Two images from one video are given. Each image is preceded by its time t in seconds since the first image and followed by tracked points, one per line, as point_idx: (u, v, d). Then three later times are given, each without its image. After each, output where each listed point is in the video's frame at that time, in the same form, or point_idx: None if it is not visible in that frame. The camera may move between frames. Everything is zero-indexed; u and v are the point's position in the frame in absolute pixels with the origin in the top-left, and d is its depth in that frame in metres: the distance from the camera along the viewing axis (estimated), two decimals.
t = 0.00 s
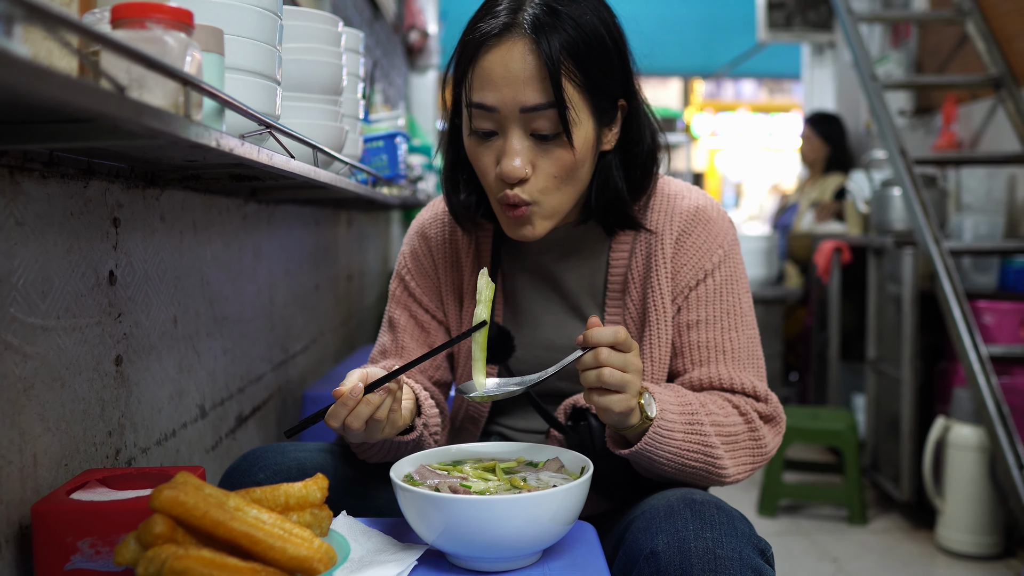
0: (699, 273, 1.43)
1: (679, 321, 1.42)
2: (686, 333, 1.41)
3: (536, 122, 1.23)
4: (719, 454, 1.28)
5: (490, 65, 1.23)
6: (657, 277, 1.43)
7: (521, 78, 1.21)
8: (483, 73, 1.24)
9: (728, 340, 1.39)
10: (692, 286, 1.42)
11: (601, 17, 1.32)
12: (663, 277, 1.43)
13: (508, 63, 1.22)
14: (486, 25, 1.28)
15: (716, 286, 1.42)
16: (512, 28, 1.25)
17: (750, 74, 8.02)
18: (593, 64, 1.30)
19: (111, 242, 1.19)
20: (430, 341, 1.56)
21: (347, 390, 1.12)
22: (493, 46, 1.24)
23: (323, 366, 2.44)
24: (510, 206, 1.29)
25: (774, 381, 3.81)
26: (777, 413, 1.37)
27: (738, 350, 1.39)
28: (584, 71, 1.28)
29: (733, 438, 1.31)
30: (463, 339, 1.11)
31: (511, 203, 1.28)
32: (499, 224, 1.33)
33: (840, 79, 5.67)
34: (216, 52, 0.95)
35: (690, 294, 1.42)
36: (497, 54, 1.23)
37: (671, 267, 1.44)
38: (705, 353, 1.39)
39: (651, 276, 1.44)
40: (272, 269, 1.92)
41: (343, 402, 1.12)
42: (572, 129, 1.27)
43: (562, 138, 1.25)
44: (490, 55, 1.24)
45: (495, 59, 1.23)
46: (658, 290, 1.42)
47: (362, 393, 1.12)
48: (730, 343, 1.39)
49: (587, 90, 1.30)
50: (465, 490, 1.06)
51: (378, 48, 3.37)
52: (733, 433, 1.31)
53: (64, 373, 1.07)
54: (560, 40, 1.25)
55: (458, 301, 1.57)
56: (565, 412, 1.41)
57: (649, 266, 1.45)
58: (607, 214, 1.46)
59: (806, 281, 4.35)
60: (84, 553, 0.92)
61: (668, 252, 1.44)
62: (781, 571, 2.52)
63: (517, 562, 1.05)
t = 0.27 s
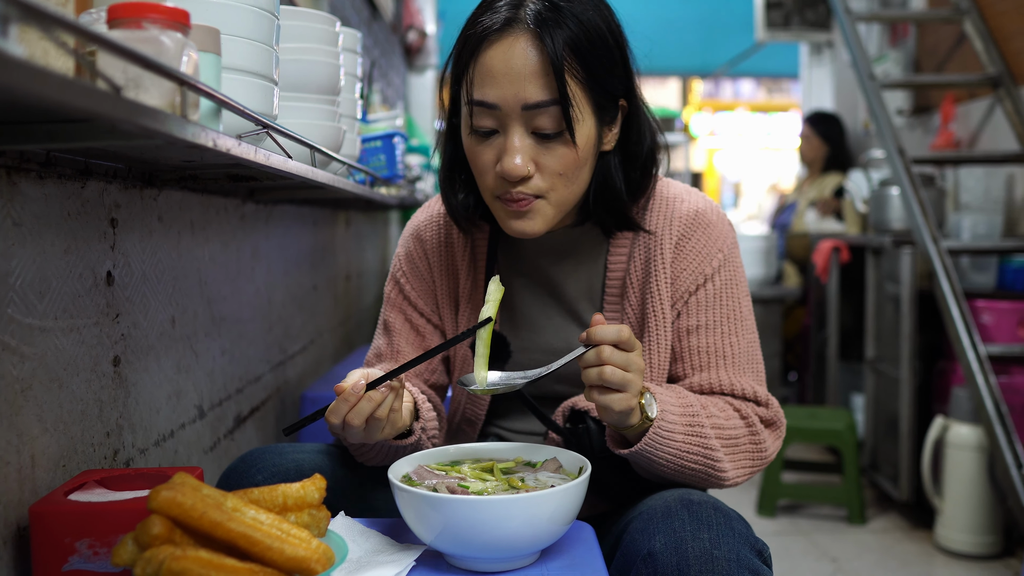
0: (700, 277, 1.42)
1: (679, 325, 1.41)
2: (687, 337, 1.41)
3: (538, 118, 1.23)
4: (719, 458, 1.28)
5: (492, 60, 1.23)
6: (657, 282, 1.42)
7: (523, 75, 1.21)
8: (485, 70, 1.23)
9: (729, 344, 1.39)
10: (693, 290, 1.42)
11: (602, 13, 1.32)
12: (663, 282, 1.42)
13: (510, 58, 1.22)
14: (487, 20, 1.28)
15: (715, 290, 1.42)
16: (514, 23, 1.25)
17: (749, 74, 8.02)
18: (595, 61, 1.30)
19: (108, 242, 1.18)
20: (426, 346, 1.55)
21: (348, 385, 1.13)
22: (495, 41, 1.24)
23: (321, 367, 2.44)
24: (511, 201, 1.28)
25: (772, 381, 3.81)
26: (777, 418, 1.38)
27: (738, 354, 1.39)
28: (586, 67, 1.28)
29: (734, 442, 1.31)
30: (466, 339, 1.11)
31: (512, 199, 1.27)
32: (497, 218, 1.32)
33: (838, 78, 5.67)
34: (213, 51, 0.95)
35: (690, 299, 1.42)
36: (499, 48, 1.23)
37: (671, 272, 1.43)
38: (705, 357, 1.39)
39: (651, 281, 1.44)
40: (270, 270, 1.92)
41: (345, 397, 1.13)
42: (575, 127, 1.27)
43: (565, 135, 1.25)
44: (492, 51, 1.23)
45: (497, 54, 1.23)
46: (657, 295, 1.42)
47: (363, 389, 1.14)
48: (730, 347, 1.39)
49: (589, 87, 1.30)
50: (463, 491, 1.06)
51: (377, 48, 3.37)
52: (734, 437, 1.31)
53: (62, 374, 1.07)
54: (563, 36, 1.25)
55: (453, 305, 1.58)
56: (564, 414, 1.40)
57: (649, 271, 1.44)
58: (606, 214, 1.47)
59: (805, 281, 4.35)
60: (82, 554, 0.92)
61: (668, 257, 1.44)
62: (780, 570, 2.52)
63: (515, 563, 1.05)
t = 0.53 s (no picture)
0: (701, 282, 1.42)
1: (681, 331, 1.42)
2: (688, 343, 1.41)
3: (536, 126, 1.23)
4: (720, 464, 1.28)
5: (489, 69, 1.23)
6: (659, 288, 1.43)
7: (520, 83, 1.21)
8: (482, 78, 1.23)
9: (730, 350, 1.39)
10: (694, 296, 1.42)
11: (600, 18, 1.33)
12: (665, 288, 1.42)
13: (507, 65, 1.22)
14: (484, 27, 1.28)
15: (717, 296, 1.42)
16: (511, 30, 1.25)
17: (748, 76, 8.03)
18: (593, 67, 1.30)
19: (107, 245, 1.19)
20: (422, 352, 1.55)
21: (349, 389, 1.14)
22: (493, 48, 1.24)
23: (321, 369, 2.44)
24: (510, 209, 1.28)
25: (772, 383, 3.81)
26: (780, 423, 1.38)
27: (740, 360, 1.39)
28: (585, 74, 1.28)
29: (735, 447, 1.32)
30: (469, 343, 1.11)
31: (511, 207, 1.28)
32: (496, 225, 1.32)
33: (837, 80, 5.67)
34: (211, 55, 0.95)
35: (692, 305, 1.42)
36: (495, 58, 1.23)
37: (672, 277, 1.43)
38: (707, 363, 1.39)
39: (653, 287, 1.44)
40: (269, 272, 1.92)
41: (344, 400, 1.14)
42: (574, 134, 1.27)
43: (564, 142, 1.25)
44: (490, 58, 1.24)
45: (495, 61, 1.23)
46: (659, 300, 1.42)
47: (364, 392, 1.14)
48: (732, 353, 1.39)
49: (587, 94, 1.30)
50: (461, 493, 1.06)
51: (377, 51, 3.38)
52: (736, 442, 1.31)
53: (61, 376, 1.07)
54: (561, 42, 1.25)
55: (450, 310, 1.57)
56: (563, 418, 1.39)
57: (651, 276, 1.45)
58: (605, 221, 1.47)
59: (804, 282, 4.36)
60: (81, 557, 0.92)
61: (669, 263, 1.44)
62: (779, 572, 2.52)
63: (514, 564, 1.05)
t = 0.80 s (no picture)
0: (700, 287, 1.42)
1: (679, 335, 1.41)
2: (687, 347, 1.41)
3: (535, 122, 1.23)
4: (719, 469, 1.28)
5: (487, 65, 1.23)
6: (657, 292, 1.42)
7: (520, 77, 1.22)
8: (481, 74, 1.24)
9: (729, 354, 1.39)
10: (693, 300, 1.42)
11: (599, 21, 1.33)
12: (664, 292, 1.42)
13: (506, 62, 1.22)
14: (483, 26, 1.29)
15: (716, 300, 1.42)
16: (510, 29, 1.26)
17: (747, 80, 8.04)
18: (592, 67, 1.30)
19: (106, 250, 1.19)
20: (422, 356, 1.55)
21: (351, 380, 1.13)
22: (491, 46, 1.25)
23: (320, 373, 2.45)
24: (505, 208, 1.28)
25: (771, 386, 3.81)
26: (778, 427, 1.38)
27: (738, 364, 1.39)
28: (584, 73, 1.29)
29: (734, 453, 1.32)
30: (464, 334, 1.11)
31: (507, 205, 1.27)
32: (492, 226, 1.32)
33: (836, 84, 5.68)
34: (210, 60, 0.95)
35: (690, 309, 1.42)
36: (495, 54, 1.24)
37: (671, 282, 1.43)
38: (705, 367, 1.39)
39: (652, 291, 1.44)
40: (268, 277, 1.92)
41: (346, 393, 1.13)
42: (571, 132, 1.27)
43: (562, 137, 1.25)
44: (489, 55, 1.24)
45: (494, 58, 1.23)
46: (658, 305, 1.42)
47: (365, 383, 1.14)
48: (730, 357, 1.39)
49: (586, 94, 1.30)
50: (460, 498, 1.06)
51: (376, 55, 3.38)
52: (734, 448, 1.31)
53: (59, 382, 1.07)
54: (560, 42, 1.26)
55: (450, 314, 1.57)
56: (563, 423, 1.39)
57: (649, 281, 1.45)
58: (604, 224, 1.46)
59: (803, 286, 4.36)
60: (78, 563, 0.92)
61: (668, 268, 1.44)
62: None
63: (512, 571, 1.05)
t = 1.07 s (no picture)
0: (692, 281, 1.42)
1: (672, 329, 1.42)
2: (679, 341, 1.41)
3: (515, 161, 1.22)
4: (710, 465, 1.28)
5: (469, 107, 1.22)
6: (650, 285, 1.43)
7: (498, 121, 1.20)
8: (462, 116, 1.23)
9: (720, 349, 1.39)
10: (685, 294, 1.42)
11: (587, 51, 1.31)
12: (657, 285, 1.43)
13: (484, 106, 1.21)
14: (465, 64, 1.28)
15: (708, 294, 1.42)
16: (492, 68, 1.24)
17: (744, 80, 8.05)
18: (575, 102, 1.28)
19: (101, 250, 1.19)
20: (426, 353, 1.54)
21: (346, 390, 1.13)
22: (473, 87, 1.24)
23: (317, 373, 2.45)
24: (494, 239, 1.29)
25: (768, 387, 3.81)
26: (768, 424, 1.37)
27: (730, 360, 1.38)
28: (565, 110, 1.27)
29: (724, 449, 1.31)
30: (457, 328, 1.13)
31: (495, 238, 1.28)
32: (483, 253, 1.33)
33: (833, 84, 5.68)
34: (205, 62, 0.95)
35: (682, 303, 1.42)
36: (476, 98, 1.22)
37: (663, 275, 1.44)
38: (697, 362, 1.39)
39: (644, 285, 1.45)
40: (265, 277, 1.92)
41: (343, 402, 1.13)
42: (552, 172, 1.26)
43: (540, 179, 1.24)
44: (468, 96, 1.23)
45: (474, 100, 1.22)
46: (651, 297, 1.43)
47: (360, 391, 1.13)
48: (721, 353, 1.39)
49: (570, 130, 1.29)
50: (456, 499, 1.06)
51: (373, 55, 3.38)
52: (725, 444, 1.31)
53: (54, 383, 1.07)
54: (540, 80, 1.24)
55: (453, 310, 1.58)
56: (560, 419, 1.38)
57: (642, 275, 1.45)
58: (596, 250, 1.45)
59: (800, 286, 4.36)
60: (73, 564, 0.92)
61: (660, 261, 1.45)
62: None
63: (509, 572, 1.05)
